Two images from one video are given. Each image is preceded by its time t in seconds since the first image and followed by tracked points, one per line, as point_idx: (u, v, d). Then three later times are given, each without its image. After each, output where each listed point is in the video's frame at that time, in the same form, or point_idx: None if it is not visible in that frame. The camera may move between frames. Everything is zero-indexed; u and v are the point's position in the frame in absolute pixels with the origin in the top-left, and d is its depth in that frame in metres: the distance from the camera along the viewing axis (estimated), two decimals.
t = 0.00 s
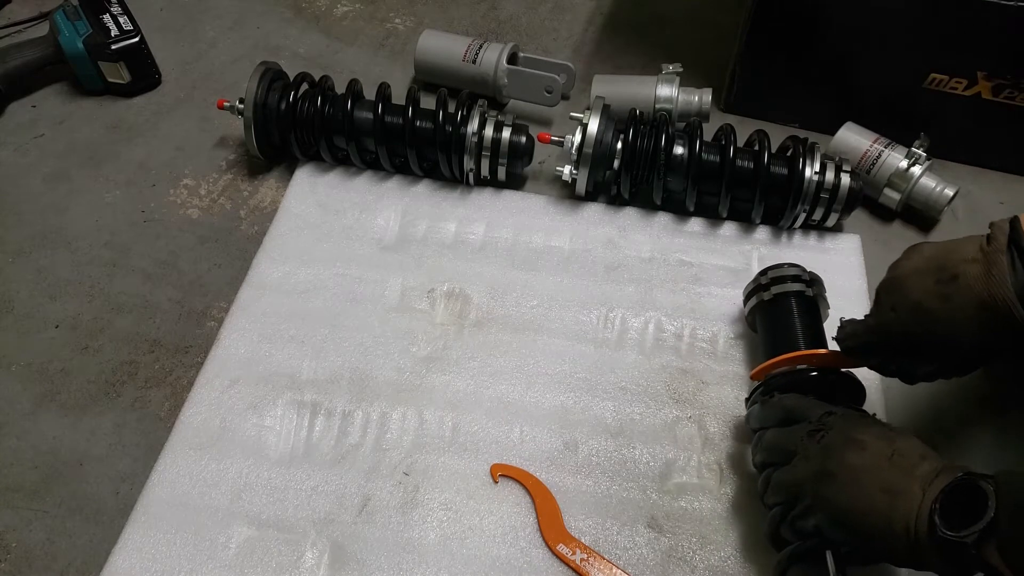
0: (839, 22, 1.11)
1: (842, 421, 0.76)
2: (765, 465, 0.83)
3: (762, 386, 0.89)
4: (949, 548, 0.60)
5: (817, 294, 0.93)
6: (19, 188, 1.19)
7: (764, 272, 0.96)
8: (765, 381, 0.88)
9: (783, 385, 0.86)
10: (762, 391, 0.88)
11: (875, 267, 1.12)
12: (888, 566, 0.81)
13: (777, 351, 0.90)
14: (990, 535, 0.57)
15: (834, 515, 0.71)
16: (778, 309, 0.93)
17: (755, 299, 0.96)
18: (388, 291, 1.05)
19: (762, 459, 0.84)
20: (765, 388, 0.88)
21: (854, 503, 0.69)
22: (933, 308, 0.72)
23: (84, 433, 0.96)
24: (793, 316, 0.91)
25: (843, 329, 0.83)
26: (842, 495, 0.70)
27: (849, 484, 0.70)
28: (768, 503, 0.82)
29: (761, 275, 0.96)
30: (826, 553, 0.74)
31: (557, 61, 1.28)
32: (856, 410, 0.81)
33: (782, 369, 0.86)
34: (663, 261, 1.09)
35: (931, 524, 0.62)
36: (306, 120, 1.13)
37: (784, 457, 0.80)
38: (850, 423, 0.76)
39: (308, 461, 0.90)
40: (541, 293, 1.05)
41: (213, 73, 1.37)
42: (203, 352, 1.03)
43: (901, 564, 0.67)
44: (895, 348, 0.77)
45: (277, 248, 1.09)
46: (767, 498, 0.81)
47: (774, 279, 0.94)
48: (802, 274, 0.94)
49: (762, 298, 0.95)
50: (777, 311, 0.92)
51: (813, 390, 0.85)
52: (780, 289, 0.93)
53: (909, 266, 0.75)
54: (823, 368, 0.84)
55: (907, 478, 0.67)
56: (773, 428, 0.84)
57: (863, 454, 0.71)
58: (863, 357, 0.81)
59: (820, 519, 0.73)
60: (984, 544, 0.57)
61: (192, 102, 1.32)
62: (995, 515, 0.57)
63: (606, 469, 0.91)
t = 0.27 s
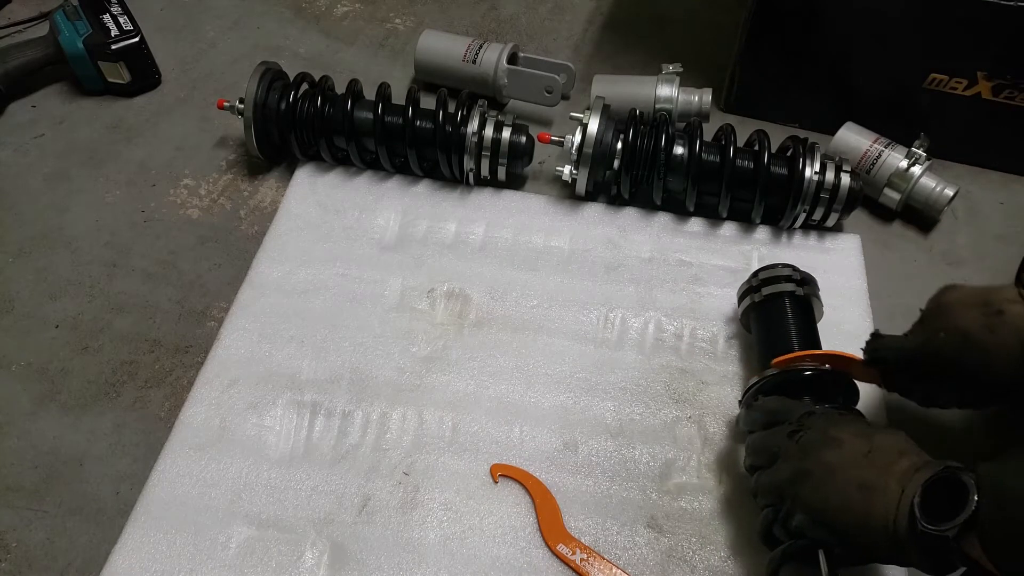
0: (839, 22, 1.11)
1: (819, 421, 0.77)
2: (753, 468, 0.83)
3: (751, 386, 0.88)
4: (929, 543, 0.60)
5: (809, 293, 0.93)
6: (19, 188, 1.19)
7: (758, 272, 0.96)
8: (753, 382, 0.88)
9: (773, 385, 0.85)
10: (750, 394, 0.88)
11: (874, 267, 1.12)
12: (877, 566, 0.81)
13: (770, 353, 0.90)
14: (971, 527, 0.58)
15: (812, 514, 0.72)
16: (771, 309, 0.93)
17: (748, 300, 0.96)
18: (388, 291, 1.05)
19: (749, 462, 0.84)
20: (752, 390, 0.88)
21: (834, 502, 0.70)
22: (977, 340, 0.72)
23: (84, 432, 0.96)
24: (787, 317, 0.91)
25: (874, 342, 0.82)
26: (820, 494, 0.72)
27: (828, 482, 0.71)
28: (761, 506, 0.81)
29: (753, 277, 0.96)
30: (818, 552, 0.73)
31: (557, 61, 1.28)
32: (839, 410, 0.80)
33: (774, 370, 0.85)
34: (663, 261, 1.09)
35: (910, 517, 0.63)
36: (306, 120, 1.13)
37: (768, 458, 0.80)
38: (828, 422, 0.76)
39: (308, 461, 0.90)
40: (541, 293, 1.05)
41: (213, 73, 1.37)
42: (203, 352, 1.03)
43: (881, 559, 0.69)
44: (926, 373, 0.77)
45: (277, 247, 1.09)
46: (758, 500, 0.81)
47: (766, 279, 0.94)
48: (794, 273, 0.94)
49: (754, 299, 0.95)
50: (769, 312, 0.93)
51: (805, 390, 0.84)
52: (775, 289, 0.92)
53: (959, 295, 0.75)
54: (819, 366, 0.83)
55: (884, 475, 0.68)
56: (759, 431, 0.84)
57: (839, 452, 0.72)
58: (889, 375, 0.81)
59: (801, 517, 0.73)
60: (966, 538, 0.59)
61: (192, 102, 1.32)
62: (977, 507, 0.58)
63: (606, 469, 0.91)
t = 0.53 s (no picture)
0: (840, 21, 1.11)
1: (798, 425, 0.77)
2: (743, 470, 0.83)
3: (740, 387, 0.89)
4: (916, 541, 0.60)
5: (799, 291, 0.93)
6: (19, 188, 1.19)
7: (747, 272, 0.96)
8: (743, 382, 0.88)
9: (763, 386, 0.86)
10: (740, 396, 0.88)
11: (874, 267, 1.12)
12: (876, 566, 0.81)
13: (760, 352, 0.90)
14: (954, 526, 0.57)
15: (794, 518, 0.72)
16: (762, 308, 0.93)
17: (740, 299, 0.96)
18: (388, 291, 1.05)
19: (737, 465, 0.84)
20: (741, 391, 0.88)
21: (814, 505, 0.70)
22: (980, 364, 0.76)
23: (84, 432, 0.96)
24: (778, 316, 0.91)
25: (880, 362, 0.86)
26: (799, 498, 0.72)
27: (806, 485, 0.72)
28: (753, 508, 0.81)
29: (742, 278, 0.97)
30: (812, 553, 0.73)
31: (557, 61, 1.28)
32: (823, 411, 0.80)
33: (766, 372, 0.85)
34: (663, 261, 1.09)
35: (897, 516, 0.62)
36: (306, 120, 1.13)
37: (754, 461, 0.81)
38: (806, 424, 0.77)
39: (308, 461, 0.90)
40: (541, 293, 1.05)
41: (213, 73, 1.37)
42: (203, 352, 1.03)
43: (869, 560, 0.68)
44: (934, 394, 0.80)
45: (277, 247, 1.09)
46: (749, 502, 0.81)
47: (755, 279, 0.95)
48: (778, 271, 0.93)
49: (746, 299, 0.95)
50: (760, 310, 0.93)
51: (795, 389, 0.85)
52: (764, 289, 0.93)
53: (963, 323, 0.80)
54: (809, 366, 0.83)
55: (868, 476, 0.68)
56: (746, 434, 0.84)
57: (818, 455, 0.73)
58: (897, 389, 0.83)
59: (785, 522, 0.73)
60: (949, 536, 0.57)
61: (192, 102, 1.32)
62: (960, 505, 0.56)
63: (606, 469, 0.91)
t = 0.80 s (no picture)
0: (839, 22, 1.11)
1: (817, 425, 0.77)
2: (750, 468, 0.84)
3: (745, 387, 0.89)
4: (933, 548, 0.59)
5: (804, 291, 0.93)
6: (20, 188, 1.19)
7: (752, 272, 0.97)
8: (749, 383, 0.88)
9: (771, 384, 0.86)
10: (745, 396, 0.88)
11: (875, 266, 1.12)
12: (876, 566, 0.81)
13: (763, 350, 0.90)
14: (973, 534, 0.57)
15: (810, 517, 0.72)
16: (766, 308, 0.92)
17: (745, 298, 0.96)
18: (388, 291, 1.05)
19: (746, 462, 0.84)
20: (748, 390, 0.88)
21: (829, 504, 0.70)
22: (945, 273, 0.72)
23: (84, 432, 0.96)
24: (782, 315, 0.91)
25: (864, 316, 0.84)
26: (816, 497, 0.72)
27: (821, 485, 0.72)
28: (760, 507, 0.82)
29: (748, 277, 0.97)
30: (818, 553, 0.74)
31: (557, 61, 1.28)
32: (836, 411, 0.81)
33: (772, 371, 0.86)
34: (663, 261, 1.09)
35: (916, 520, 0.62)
36: (306, 120, 1.13)
37: (765, 459, 0.81)
38: (823, 424, 0.77)
39: (308, 461, 0.90)
40: (541, 293, 1.05)
41: (213, 73, 1.37)
42: (202, 352, 1.03)
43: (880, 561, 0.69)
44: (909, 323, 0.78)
45: (277, 247, 1.09)
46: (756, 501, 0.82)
47: (760, 279, 0.95)
48: (785, 272, 0.94)
49: (750, 298, 0.95)
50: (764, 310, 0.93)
51: (800, 389, 0.86)
52: (769, 289, 0.93)
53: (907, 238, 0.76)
54: (812, 365, 0.85)
55: (885, 478, 0.68)
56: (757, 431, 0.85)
57: (837, 454, 0.72)
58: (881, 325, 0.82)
59: (800, 521, 0.74)
60: (969, 544, 0.57)
61: (192, 102, 1.32)
62: (980, 512, 0.56)
63: (606, 469, 0.91)
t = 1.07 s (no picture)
0: (839, 21, 1.11)
1: (832, 424, 0.77)
2: (758, 466, 0.84)
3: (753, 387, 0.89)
4: (946, 548, 0.60)
5: (810, 292, 0.93)
6: (20, 188, 1.19)
7: (757, 271, 0.96)
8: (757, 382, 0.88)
9: (778, 384, 0.86)
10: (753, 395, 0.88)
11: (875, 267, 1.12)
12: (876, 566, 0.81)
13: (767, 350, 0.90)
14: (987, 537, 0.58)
15: (824, 517, 0.72)
16: (771, 308, 0.92)
17: (748, 298, 0.96)
18: (388, 291, 1.05)
19: (754, 461, 0.84)
20: (756, 391, 0.88)
21: (845, 504, 0.70)
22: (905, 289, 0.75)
23: (84, 432, 0.96)
24: (786, 317, 0.91)
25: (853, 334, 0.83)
26: (831, 496, 0.72)
27: (839, 484, 0.72)
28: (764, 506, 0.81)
29: (753, 276, 0.96)
30: (823, 553, 0.72)
31: (557, 61, 1.28)
32: (847, 411, 0.81)
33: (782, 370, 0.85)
34: (663, 261, 1.09)
35: (929, 521, 0.63)
36: (306, 120, 1.13)
37: (774, 458, 0.81)
38: (838, 424, 0.77)
39: (308, 461, 0.90)
40: (541, 293, 1.05)
41: (213, 73, 1.37)
42: (202, 352, 1.03)
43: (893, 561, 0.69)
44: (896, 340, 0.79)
45: (277, 247, 1.09)
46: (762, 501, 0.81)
47: (765, 279, 0.94)
48: (794, 272, 0.94)
49: (754, 298, 0.95)
50: (769, 310, 0.92)
51: (807, 389, 0.86)
52: (774, 289, 0.93)
53: (864, 263, 0.79)
54: (817, 366, 0.85)
55: (900, 479, 0.68)
56: (765, 430, 0.84)
57: (853, 454, 0.73)
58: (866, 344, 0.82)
59: (811, 520, 0.74)
60: (982, 545, 0.58)
61: (192, 102, 1.32)
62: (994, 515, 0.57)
63: (606, 469, 0.91)
